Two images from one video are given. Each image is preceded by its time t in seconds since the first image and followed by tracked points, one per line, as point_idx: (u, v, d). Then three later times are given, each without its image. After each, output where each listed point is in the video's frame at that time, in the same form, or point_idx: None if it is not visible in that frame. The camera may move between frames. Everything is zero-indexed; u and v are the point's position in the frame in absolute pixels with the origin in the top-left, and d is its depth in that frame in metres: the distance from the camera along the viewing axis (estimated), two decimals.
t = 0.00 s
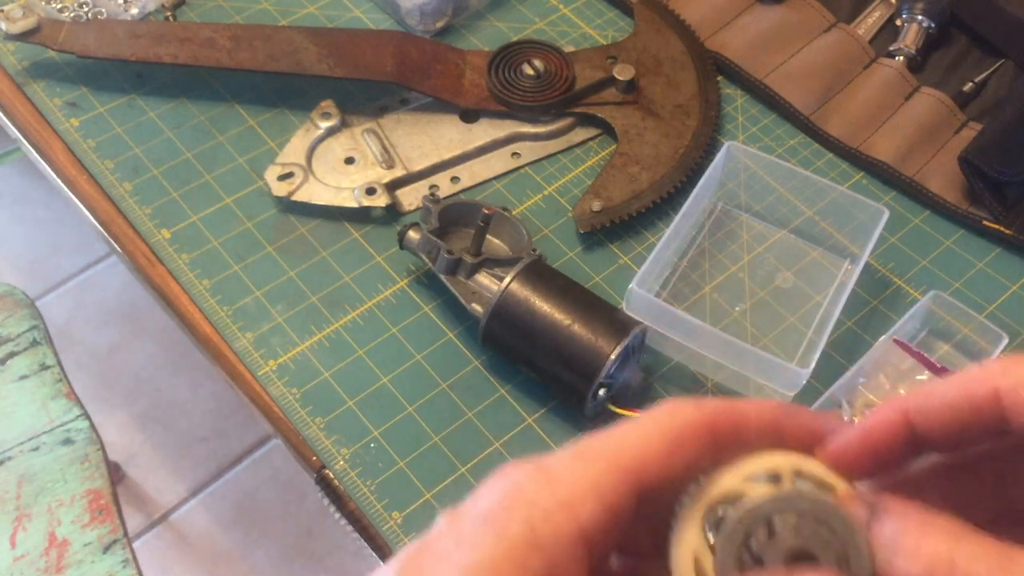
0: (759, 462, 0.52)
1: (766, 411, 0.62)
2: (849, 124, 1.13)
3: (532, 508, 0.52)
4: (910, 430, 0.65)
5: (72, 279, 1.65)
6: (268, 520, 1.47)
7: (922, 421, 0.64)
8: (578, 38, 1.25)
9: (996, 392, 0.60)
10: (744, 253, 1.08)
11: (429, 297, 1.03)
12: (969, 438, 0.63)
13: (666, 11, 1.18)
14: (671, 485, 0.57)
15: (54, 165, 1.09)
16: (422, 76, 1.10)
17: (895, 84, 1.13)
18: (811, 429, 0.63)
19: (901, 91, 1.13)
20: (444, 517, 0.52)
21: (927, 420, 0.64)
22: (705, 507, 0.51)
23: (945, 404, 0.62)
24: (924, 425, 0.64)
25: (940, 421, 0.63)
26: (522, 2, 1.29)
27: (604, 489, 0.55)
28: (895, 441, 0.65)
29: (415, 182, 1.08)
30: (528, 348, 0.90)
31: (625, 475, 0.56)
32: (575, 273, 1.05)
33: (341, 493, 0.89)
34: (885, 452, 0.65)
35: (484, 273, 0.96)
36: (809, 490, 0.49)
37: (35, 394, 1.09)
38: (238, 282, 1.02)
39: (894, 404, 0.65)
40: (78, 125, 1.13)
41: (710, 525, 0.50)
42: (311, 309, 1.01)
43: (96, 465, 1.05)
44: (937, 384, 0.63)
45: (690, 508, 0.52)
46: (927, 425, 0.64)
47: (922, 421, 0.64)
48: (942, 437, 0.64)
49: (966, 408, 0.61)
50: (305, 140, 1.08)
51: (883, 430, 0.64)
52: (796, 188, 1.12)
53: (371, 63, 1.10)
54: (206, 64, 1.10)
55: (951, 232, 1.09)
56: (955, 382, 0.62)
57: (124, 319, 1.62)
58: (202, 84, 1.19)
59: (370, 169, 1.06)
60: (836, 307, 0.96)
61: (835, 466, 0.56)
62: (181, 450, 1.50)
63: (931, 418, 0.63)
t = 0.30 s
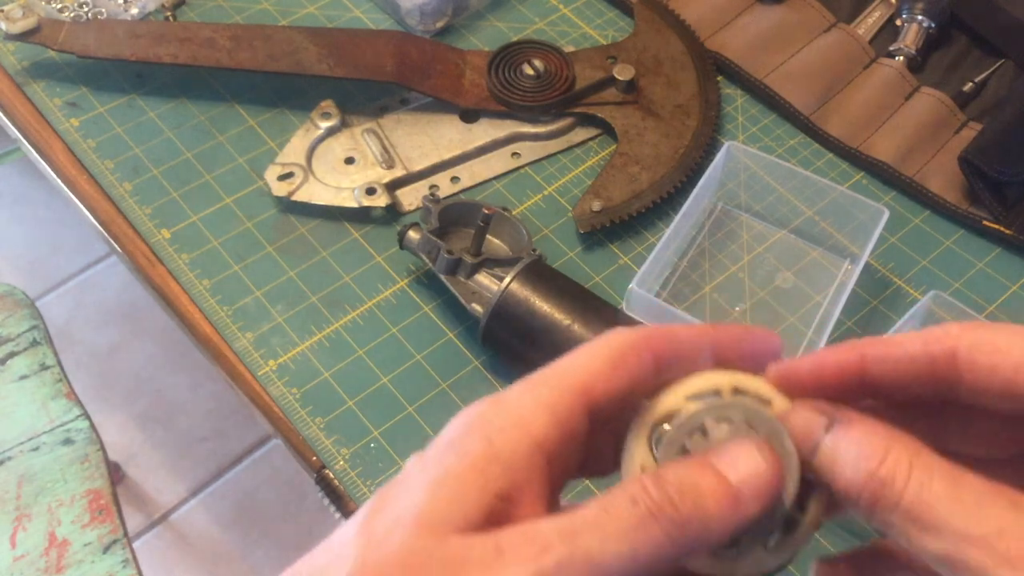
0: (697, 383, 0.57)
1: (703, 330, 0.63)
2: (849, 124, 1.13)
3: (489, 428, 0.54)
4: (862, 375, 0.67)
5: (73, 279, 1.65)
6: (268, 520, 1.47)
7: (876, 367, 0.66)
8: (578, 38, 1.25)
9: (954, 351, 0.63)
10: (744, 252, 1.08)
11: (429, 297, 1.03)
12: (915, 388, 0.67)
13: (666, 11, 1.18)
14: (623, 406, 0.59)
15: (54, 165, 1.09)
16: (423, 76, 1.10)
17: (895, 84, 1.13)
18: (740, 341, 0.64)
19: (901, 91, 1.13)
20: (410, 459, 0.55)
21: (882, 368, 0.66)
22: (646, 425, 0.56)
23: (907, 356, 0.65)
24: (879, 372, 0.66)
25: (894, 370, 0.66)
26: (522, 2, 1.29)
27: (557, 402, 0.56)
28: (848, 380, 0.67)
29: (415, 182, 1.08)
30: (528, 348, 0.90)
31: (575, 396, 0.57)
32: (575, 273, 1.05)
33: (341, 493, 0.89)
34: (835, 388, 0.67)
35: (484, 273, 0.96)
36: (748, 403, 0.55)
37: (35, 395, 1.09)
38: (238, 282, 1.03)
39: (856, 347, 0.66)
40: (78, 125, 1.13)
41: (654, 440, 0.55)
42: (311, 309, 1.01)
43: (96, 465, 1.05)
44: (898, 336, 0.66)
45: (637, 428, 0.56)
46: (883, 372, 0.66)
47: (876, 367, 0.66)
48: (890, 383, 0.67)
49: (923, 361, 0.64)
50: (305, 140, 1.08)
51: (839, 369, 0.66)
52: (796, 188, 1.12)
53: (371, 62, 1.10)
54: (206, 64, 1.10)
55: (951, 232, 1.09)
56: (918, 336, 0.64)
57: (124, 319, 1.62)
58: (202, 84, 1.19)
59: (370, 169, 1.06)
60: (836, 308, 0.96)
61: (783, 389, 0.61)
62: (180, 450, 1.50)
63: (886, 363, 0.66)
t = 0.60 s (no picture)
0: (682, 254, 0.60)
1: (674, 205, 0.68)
2: (849, 124, 1.13)
3: (489, 284, 0.59)
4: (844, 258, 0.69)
5: (73, 279, 1.65)
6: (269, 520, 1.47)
7: (860, 252, 0.68)
8: (578, 38, 1.25)
9: (940, 247, 0.65)
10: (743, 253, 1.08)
11: (429, 298, 1.03)
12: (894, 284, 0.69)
13: (666, 11, 1.18)
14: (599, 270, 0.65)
15: (54, 165, 1.09)
16: (423, 76, 1.10)
17: (894, 85, 1.13)
18: (708, 216, 0.69)
19: (900, 92, 1.13)
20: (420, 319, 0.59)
21: (867, 255, 0.68)
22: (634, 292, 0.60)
23: (894, 246, 0.67)
24: (862, 257, 0.69)
25: (876, 257, 0.68)
26: (522, 2, 1.29)
27: (552, 260, 0.61)
28: (830, 257, 0.69)
29: (415, 182, 1.08)
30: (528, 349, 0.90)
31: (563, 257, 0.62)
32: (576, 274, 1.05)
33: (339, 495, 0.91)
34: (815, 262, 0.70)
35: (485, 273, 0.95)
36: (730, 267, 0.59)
37: (36, 395, 1.10)
38: (238, 282, 1.03)
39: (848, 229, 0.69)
40: (78, 125, 1.13)
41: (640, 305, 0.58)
42: (311, 309, 1.01)
43: (95, 465, 1.06)
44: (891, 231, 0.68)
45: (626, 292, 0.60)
46: (865, 256, 0.68)
47: (861, 251, 0.68)
48: (868, 274, 0.69)
49: (910, 254, 0.66)
50: (305, 140, 1.08)
51: (824, 246, 0.69)
52: (796, 189, 1.12)
53: (371, 62, 1.10)
54: (206, 64, 1.10)
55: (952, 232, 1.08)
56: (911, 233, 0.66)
57: (124, 319, 1.62)
58: (202, 84, 1.19)
59: (370, 169, 1.06)
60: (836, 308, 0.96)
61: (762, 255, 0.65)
62: (181, 449, 1.52)
63: (869, 249, 0.68)
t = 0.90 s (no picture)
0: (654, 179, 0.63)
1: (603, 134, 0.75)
2: (849, 124, 1.13)
3: (450, 216, 0.62)
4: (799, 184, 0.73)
5: (74, 279, 1.65)
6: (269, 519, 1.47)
7: (813, 183, 0.72)
8: (578, 38, 1.25)
9: (886, 191, 0.68)
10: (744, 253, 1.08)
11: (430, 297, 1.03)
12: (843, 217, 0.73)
13: (666, 12, 1.18)
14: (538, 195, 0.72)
15: (55, 165, 1.09)
16: (423, 77, 1.10)
17: (894, 85, 1.13)
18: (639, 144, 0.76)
19: (900, 92, 1.13)
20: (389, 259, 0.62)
21: (820, 184, 0.72)
22: (611, 215, 0.62)
23: (846, 183, 0.70)
24: (816, 186, 0.72)
25: (830, 189, 0.72)
26: (522, 2, 1.30)
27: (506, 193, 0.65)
28: (786, 182, 0.73)
29: (415, 182, 1.08)
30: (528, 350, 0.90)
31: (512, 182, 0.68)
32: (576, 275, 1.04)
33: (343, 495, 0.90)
34: (774, 186, 0.73)
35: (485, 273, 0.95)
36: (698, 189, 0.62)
37: (36, 395, 1.10)
38: (238, 282, 1.03)
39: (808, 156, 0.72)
40: (79, 125, 1.14)
41: (618, 228, 0.61)
42: (311, 309, 1.02)
43: (97, 464, 1.05)
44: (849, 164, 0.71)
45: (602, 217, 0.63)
46: (817, 185, 0.72)
47: (814, 179, 0.72)
48: (817, 204, 0.73)
49: (857, 190, 0.70)
50: (305, 140, 1.08)
51: (782, 170, 0.72)
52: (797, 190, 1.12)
53: (371, 63, 1.10)
54: (206, 64, 1.10)
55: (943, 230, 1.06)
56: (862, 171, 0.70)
57: (125, 319, 1.62)
58: (202, 84, 1.19)
59: (370, 169, 1.06)
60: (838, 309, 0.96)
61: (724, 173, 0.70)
62: (182, 448, 1.50)
63: (822, 179, 0.72)
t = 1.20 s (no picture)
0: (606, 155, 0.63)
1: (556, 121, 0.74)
2: (850, 124, 1.12)
3: (412, 225, 0.63)
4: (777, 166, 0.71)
5: (74, 279, 1.65)
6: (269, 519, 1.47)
7: (792, 163, 0.71)
8: (578, 38, 1.25)
9: (861, 173, 0.68)
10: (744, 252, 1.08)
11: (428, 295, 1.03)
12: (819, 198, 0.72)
13: (665, 12, 1.18)
14: (502, 195, 0.72)
15: (54, 165, 1.09)
16: (423, 77, 1.10)
17: (894, 85, 1.13)
18: (591, 128, 0.75)
19: (900, 92, 1.13)
20: (350, 272, 0.62)
21: (799, 166, 0.71)
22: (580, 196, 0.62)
23: (824, 163, 0.69)
24: (794, 167, 0.71)
25: (807, 170, 0.71)
26: (522, 2, 1.30)
27: (465, 201, 0.66)
28: (763, 164, 0.71)
29: (415, 182, 1.07)
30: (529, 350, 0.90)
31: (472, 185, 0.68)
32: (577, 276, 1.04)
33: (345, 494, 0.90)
34: (749, 170, 0.71)
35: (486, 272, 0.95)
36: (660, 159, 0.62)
37: (36, 395, 1.10)
38: (238, 282, 1.03)
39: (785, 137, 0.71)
40: (79, 125, 1.14)
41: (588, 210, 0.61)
42: (311, 308, 1.02)
43: (96, 464, 1.05)
44: (826, 145, 0.70)
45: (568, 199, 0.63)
46: (795, 167, 0.71)
47: (793, 161, 0.71)
48: (797, 185, 0.72)
49: (834, 171, 0.69)
50: (305, 140, 1.08)
51: (758, 151, 0.70)
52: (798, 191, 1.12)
53: (371, 63, 1.10)
54: (206, 64, 1.10)
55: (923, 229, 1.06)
56: (839, 152, 0.69)
57: (125, 319, 1.62)
58: (202, 84, 1.19)
59: (370, 169, 1.06)
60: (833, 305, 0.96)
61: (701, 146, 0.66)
62: (182, 449, 1.50)
63: (797, 160, 0.71)
